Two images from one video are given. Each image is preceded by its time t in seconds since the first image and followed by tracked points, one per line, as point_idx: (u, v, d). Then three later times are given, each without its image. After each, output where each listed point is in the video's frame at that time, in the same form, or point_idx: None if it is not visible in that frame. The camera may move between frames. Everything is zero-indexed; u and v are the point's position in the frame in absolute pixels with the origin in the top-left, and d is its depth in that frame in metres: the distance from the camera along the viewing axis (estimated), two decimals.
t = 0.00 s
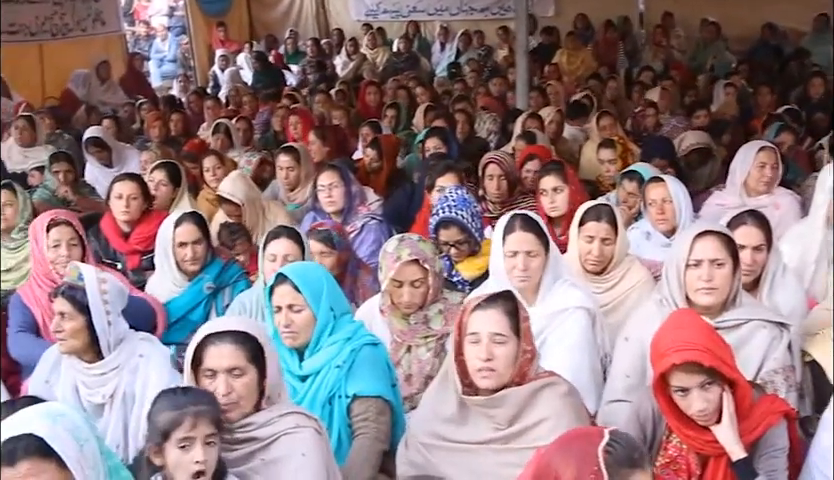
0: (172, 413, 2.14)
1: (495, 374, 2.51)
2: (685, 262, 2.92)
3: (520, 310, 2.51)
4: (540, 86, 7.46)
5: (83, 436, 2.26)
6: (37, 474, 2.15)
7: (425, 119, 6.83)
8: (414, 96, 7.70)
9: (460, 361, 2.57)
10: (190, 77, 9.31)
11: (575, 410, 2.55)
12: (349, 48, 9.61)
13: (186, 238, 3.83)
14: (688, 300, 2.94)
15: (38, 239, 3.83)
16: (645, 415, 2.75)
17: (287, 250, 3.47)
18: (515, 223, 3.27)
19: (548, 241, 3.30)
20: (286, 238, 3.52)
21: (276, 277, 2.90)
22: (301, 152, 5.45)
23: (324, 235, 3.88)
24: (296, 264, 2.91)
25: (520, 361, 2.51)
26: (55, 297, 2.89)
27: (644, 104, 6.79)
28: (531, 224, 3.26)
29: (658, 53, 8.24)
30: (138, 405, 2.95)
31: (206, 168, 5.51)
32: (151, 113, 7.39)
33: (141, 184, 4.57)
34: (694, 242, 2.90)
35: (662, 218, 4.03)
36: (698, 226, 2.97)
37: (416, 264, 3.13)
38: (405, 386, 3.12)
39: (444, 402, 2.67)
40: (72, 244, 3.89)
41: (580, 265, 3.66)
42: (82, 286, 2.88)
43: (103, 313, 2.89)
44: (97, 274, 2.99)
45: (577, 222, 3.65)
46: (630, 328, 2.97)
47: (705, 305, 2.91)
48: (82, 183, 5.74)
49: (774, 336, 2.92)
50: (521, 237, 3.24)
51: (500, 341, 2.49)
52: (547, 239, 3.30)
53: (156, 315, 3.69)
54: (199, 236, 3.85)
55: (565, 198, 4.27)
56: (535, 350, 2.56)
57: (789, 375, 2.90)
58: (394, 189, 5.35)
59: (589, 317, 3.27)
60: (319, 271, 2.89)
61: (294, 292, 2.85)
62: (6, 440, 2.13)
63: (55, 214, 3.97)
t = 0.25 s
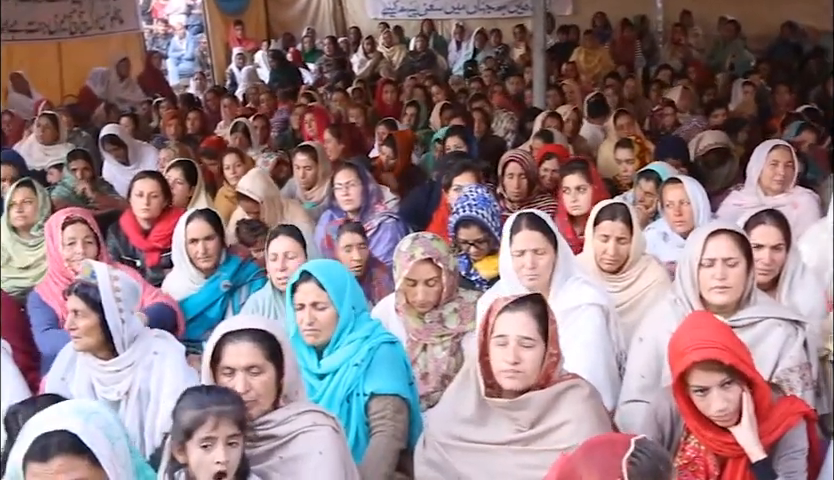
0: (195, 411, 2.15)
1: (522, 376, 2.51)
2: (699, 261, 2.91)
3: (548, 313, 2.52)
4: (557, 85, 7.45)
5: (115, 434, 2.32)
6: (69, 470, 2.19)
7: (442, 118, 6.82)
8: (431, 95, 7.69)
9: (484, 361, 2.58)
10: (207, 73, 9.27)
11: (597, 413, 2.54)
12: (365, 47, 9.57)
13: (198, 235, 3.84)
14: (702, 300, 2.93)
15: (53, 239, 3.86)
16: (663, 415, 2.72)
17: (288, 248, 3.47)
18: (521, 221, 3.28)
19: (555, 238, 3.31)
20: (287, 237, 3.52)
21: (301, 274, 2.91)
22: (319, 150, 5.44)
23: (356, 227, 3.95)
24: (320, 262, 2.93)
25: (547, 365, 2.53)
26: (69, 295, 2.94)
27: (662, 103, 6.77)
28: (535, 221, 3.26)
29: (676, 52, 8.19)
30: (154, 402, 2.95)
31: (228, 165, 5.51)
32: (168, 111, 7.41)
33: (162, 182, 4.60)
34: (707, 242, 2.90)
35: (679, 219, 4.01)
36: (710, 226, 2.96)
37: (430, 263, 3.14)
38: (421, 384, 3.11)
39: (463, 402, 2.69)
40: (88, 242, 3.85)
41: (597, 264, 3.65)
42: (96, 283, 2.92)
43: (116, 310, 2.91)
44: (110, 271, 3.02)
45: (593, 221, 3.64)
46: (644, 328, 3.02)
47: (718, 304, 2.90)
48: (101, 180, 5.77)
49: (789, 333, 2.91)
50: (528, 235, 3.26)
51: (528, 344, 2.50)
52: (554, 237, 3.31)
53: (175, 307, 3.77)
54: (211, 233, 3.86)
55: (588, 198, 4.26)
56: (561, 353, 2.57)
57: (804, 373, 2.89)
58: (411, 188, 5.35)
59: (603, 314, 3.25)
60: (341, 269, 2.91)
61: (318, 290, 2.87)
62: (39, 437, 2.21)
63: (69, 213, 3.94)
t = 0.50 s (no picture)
0: (214, 409, 2.16)
1: (532, 374, 2.50)
2: (710, 260, 2.91)
3: (557, 310, 2.50)
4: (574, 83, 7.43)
5: (146, 432, 2.31)
6: (103, 467, 2.19)
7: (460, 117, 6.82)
8: (448, 94, 7.70)
9: (495, 360, 2.58)
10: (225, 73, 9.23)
11: (611, 411, 2.53)
12: (382, 46, 9.55)
13: (220, 230, 3.86)
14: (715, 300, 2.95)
15: (86, 236, 3.91)
16: (682, 415, 2.60)
17: (291, 248, 3.47)
18: (533, 221, 3.25)
19: (569, 238, 3.27)
20: (291, 235, 3.52)
21: (320, 272, 2.92)
22: (334, 149, 5.46)
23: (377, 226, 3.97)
24: (341, 261, 2.94)
25: (556, 362, 2.51)
26: (90, 293, 2.97)
27: (680, 102, 6.74)
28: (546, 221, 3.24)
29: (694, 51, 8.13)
30: (172, 400, 2.95)
31: (249, 163, 5.55)
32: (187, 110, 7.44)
33: (177, 180, 4.60)
34: (717, 242, 2.89)
35: (699, 218, 3.99)
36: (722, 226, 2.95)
37: (447, 261, 3.14)
38: (438, 383, 3.10)
39: (478, 401, 2.67)
40: (120, 239, 3.83)
41: (614, 264, 3.64)
42: (115, 282, 2.96)
43: (135, 308, 2.94)
44: (129, 270, 3.06)
45: (611, 221, 3.62)
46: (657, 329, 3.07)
47: (729, 304, 2.91)
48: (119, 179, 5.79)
49: (803, 330, 2.90)
50: (541, 235, 3.23)
51: (537, 341, 2.49)
52: (567, 235, 3.27)
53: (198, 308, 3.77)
54: (232, 229, 3.89)
55: (610, 197, 4.24)
56: (571, 350, 2.55)
57: (818, 369, 2.89)
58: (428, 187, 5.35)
59: (617, 312, 3.23)
60: (360, 269, 2.93)
61: (339, 288, 2.87)
62: (71, 435, 2.20)
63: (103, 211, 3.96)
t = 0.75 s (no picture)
0: (228, 407, 2.19)
1: (528, 370, 2.50)
2: (716, 264, 2.94)
3: (549, 304, 2.49)
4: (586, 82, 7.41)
5: (155, 430, 2.33)
6: (109, 465, 2.23)
7: (470, 117, 6.82)
8: (459, 93, 7.70)
9: (494, 360, 2.57)
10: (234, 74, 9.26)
11: (614, 404, 2.55)
12: (394, 45, 9.54)
13: (234, 228, 3.88)
14: (721, 304, 2.95)
15: (103, 233, 3.89)
16: (694, 414, 2.55)
17: (308, 246, 3.50)
18: (549, 221, 3.21)
19: (585, 237, 3.24)
20: (307, 234, 3.55)
21: (322, 272, 2.94)
22: (343, 148, 5.48)
23: (376, 228, 3.93)
24: (343, 260, 2.96)
25: (553, 356, 2.50)
26: (105, 290, 2.99)
27: (692, 101, 6.71)
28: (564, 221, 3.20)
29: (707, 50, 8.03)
30: (185, 397, 2.98)
31: (264, 161, 5.58)
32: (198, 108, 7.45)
33: (185, 179, 4.62)
34: (723, 244, 2.93)
35: (711, 216, 3.99)
36: (730, 225, 2.98)
37: (462, 260, 3.12)
38: (449, 382, 3.11)
39: (484, 400, 2.68)
40: (136, 239, 3.83)
41: (626, 263, 3.64)
42: (131, 280, 2.97)
43: (149, 306, 2.94)
44: (145, 268, 3.05)
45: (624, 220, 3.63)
46: (664, 331, 3.09)
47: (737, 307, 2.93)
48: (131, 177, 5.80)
49: (811, 329, 2.86)
50: (557, 235, 3.19)
51: (531, 336, 2.48)
52: (583, 235, 3.24)
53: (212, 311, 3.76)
54: (247, 227, 3.90)
55: (622, 196, 4.23)
56: (568, 344, 2.54)
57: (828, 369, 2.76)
58: (439, 185, 5.35)
59: (631, 312, 3.23)
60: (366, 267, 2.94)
61: (338, 286, 2.89)
62: (81, 432, 2.24)
63: (121, 209, 3.97)
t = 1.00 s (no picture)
0: (251, 405, 2.16)
1: (536, 366, 2.51)
2: (726, 267, 2.94)
3: (555, 300, 2.51)
4: (599, 82, 7.40)
5: (157, 426, 2.23)
6: (112, 463, 2.13)
7: (483, 116, 6.85)
8: (473, 91, 7.71)
9: (503, 359, 2.58)
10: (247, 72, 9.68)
11: (625, 400, 2.54)
12: (407, 44, 9.60)
13: (248, 228, 3.88)
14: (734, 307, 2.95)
15: (113, 236, 3.92)
16: (709, 415, 2.52)
17: (340, 243, 3.51)
18: (573, 221, 3.22)
19: (607, 238, 3.24)
20: (338, 232, 3.56)
21: (340, 271, 2.98)
22: (357, 146, 5.45)
23: (396, 222, 3.88)
24: (361, 259, 2.99)
25: (561, 352, 2.50)
26: (117, 288, 2.99)
27: (706, 99, 6.69)
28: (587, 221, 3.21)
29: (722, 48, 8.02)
30: (197, 395, 2.98)
31: (279, 160, 5.53)
32: (211, 107, 7.48)
33: (199, 177, 4.62)
34: (734, 246, 2.94)
35: (725, 216, 3.97)
36: (740, 227, 3.00)
37: (479, 259, 3.13)
38: (464, 381, 3.10)
39: (494, 397, 2.67)
40: (146, 238, 3.86)
41: (640, 263, 3.63)
42: (143, 277, 2.97)
43: (161, 303, 2.95)
44: (155, 266, 3.06)
45: (636, 219, 3.63)
46: (677, 332, 3.08)
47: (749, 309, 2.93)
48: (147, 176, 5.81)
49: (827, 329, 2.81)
50: (579, 235, 3.20)
51: (537, 333, 2.49)
52: (604, 235, 3.24)
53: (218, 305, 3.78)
54: (260, 226, 3.90)
55: (633, 195, 4.22)
56: (576, 340, 2.54)
57: None
58: (453, 184, 5.34)
59: (648, 315, 3.20)
60: (383, 267, 2.95)
61: (357, 285, 2.92)
62: (83, 429, 2.14)
63: (130, 208, 3.99)
